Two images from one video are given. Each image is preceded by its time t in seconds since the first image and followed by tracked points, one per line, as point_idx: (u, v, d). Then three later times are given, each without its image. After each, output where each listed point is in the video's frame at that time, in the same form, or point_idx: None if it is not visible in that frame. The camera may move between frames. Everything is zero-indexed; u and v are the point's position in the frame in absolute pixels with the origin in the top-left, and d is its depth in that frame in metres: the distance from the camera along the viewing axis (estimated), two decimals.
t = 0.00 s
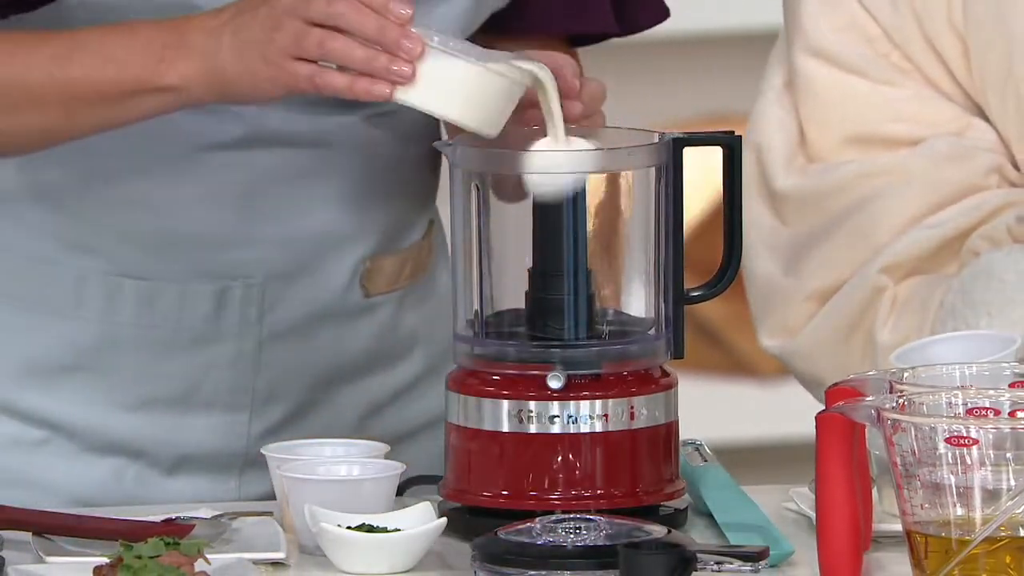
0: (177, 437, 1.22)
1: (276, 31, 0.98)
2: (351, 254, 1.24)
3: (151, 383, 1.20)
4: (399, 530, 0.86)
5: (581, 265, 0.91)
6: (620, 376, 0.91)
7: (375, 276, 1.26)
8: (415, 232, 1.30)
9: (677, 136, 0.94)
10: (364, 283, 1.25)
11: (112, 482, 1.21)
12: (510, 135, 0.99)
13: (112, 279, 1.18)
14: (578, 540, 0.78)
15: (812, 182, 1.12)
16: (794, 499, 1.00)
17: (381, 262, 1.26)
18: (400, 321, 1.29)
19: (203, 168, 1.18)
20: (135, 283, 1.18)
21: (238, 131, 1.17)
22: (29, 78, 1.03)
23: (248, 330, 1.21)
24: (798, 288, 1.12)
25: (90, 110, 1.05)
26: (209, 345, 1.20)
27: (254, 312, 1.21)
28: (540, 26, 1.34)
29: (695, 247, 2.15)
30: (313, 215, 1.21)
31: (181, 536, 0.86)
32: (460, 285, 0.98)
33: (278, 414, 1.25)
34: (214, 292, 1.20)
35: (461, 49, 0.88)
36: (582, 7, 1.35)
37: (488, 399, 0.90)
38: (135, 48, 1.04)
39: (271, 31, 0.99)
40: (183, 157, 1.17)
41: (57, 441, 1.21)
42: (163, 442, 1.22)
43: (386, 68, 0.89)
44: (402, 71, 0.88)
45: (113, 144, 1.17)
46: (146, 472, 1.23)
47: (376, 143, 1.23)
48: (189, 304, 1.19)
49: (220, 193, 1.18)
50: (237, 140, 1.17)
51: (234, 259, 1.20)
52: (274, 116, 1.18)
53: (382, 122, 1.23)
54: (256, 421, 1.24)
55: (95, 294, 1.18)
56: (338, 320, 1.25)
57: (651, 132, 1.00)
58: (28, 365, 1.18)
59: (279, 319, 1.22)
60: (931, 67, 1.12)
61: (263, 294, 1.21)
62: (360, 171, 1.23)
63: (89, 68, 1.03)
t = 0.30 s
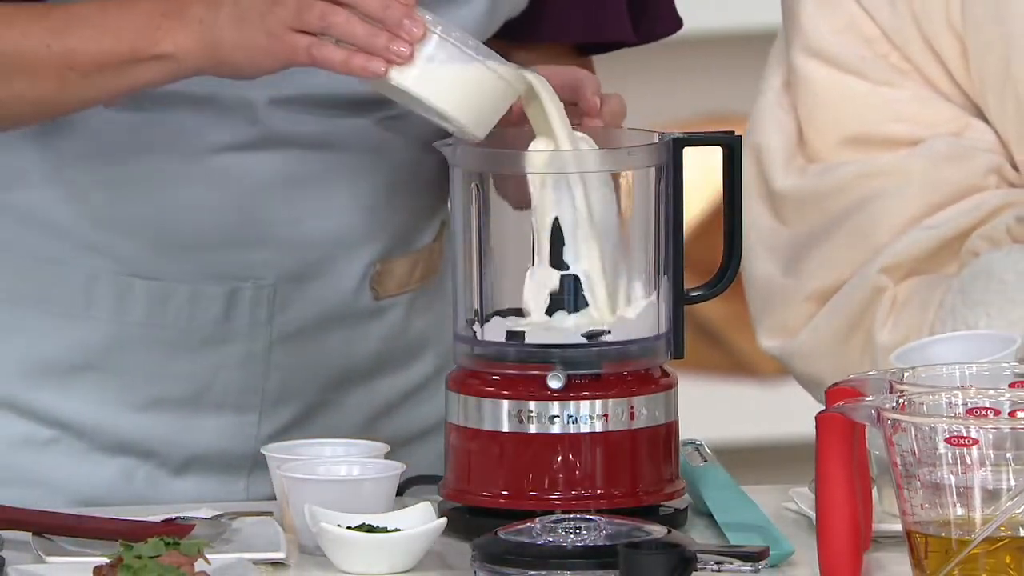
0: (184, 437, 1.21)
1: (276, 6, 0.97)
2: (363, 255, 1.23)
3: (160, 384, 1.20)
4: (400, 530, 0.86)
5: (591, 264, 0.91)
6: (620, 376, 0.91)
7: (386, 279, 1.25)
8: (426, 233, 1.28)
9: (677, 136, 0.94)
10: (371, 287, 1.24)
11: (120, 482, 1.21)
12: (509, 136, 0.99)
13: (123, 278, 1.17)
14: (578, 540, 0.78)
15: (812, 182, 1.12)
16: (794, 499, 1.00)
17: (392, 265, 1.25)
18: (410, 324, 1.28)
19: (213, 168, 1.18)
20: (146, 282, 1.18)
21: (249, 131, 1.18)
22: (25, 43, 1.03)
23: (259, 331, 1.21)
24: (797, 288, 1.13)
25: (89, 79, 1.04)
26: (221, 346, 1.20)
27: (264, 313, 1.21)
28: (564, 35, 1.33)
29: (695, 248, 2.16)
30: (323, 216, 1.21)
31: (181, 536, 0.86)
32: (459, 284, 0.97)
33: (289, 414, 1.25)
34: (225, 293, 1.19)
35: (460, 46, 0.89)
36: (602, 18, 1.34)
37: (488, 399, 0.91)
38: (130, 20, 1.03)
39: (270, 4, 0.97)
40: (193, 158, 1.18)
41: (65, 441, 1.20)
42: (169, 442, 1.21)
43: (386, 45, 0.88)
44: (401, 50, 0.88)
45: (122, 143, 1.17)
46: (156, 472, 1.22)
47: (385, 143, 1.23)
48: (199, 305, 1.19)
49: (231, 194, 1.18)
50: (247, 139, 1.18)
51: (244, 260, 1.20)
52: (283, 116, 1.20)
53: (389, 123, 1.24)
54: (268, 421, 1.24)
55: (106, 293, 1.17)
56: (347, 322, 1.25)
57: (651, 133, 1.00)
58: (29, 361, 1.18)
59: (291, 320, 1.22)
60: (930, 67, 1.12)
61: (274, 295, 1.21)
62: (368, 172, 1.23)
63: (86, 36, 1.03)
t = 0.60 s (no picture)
0: (187, 439, 1.22)
1: None
2: (370, 254, 1.23)
3: (165, 384, 1.20)
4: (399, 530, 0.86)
5: (593, 264, 0.91)
6: (620, 376, 0.91)
7: (392, 279, 1.25)
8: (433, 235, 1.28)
9: (677, 136, 0.94)
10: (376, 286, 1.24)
11: (124, 482, 1.21)
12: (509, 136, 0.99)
13: (128, 278, 1.17)
14: (578, 540, 0.78)
15: (813, 182, 1.12)
16: (795, 498, 1.00)
17: (398, 266, 1.25)
18: (416, 325, 1.28)
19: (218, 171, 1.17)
20: (151, 283, 1.18)
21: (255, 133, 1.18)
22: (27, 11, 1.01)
23: (264, 331, 1.21)
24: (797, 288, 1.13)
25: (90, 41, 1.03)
26: (226, 347, 1.21)
27: (269, 314, 1.21)
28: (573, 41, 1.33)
29: (695, 248, 2.16)
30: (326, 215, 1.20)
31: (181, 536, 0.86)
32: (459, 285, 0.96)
33: (294, 415, 1.25)
34: (229, 295, 1.19)
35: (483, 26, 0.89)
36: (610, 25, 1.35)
37: (488, 399, 0.91)
38: None
39: None
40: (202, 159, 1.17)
41: (69, 439, 1.21)
42: (170, 442, 1.22)
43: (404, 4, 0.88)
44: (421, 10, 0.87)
45: (126, 141, 1.17)
46: (162, 472, 1.22)
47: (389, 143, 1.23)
48: (202, 307, 1.19)
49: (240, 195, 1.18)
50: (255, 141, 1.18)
51: (247, 261, 1.20)
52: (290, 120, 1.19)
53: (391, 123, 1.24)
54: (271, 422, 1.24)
55: (113, 292, 1.18)
56: (349, 322, 1.25)
57: (651, 133, 1.00)
58: (35, 361, 1.18)
59: (296, 320, 1.22)
60: (929, 67, 1.12)
61: (279, 295, 1.21)
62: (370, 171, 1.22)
63: None
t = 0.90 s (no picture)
0: (191, 438, 1.21)
1: None
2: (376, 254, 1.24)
3: (172, 383, 1.20)
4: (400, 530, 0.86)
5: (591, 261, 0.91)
6: (620, 376, 0.91)
7: (398, 279, 1.25)
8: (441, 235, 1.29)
9: (677, 136, 0.94)
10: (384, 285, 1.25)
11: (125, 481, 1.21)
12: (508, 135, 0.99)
13: (138, 277, 1.18)
14: (578, 540, 0.78)
15: (813, 183, 1.13)
16: (794, 499, 1.00)
17: (404, 266, 1.26)
18: (422, 326, 1.27)
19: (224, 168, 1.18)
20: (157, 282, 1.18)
21: (259, 130, 1.19)
22: None
23: (269, 331, 1.21)
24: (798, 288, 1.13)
25: None
26: (232, 346, 1.20)
27: (275, 313, 1.21)
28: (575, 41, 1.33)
29: (695, 248, 2.16)
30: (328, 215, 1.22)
31: (181, 536, 0.86)
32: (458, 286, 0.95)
33: (300, 414, 1.25)
34: (235, 293, 1.19)
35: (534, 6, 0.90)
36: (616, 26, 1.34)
37: (488, 399, 0.91)
38: None
39: None
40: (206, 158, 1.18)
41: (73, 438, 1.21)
42: (177, 441, 1.21)
43: None
44: None
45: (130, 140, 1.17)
46: (167, 470, 1.22)
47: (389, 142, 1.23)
48: (210, 306, 1.19)
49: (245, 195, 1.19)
50: (262, 140, 1.19)
51: (252, 261, 1.20)
52: (299, 117, 1.21)
53: (393, 123, 1.24)
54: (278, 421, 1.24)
55: (118, 290, 1.18)
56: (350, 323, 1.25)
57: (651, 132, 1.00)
58: (38, 361, 1.18)
59: (297, 320, 1.22)
60: (928, 67, 1.13)
61: (285, 294, 1.21)
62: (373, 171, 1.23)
63: None
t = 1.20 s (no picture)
0: (192, 439, 1.21)
1: None
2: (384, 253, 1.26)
3: (175, 383, 1.20)
4: (400, 530, 0.86)
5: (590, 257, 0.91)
6: (620, 376, 0.91)
7: (401, 280, 1.27)
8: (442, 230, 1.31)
9: (677, 136, 0.94)
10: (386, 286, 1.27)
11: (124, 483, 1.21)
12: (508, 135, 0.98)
13: (138, 277, 1.18)
14: (578, 540, 0.78)
15: (810, 183, 1.14)
16: (794, 498, 1.00)
17: (407, 267, 1.28)
18: (425, 325, 1.30)
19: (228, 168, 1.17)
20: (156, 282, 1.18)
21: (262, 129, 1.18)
22: None
23: (273, 332, 1.21)
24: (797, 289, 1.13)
25: None
26: (236, 346, 1.20)
27: (279, 313, 1.21)
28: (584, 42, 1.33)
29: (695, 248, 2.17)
30: (331, 215, 1.22)
31: (181, 536, 0.86)
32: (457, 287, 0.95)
33: (302, 414, 1.25)
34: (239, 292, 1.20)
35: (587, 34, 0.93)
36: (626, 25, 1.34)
37: (488, 400, 0.91)
38: None
39: None
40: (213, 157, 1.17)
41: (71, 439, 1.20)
42: (178, 440, 1.21)
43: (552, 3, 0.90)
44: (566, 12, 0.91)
45: (133, 140, 1.16)
46: (165, 471, 1.22)
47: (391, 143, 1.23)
48: (211, 305, 1.19)
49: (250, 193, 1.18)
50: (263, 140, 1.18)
51: (255, 260, 1.20)
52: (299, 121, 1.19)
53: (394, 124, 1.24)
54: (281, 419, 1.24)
55: (120, 290, 1.18)
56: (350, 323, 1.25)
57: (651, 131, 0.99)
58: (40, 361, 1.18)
59: (295, 320, 1.22)
60: (927, 67, 1.12)
61: (290, 292, 1.22)
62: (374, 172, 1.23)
63: None
